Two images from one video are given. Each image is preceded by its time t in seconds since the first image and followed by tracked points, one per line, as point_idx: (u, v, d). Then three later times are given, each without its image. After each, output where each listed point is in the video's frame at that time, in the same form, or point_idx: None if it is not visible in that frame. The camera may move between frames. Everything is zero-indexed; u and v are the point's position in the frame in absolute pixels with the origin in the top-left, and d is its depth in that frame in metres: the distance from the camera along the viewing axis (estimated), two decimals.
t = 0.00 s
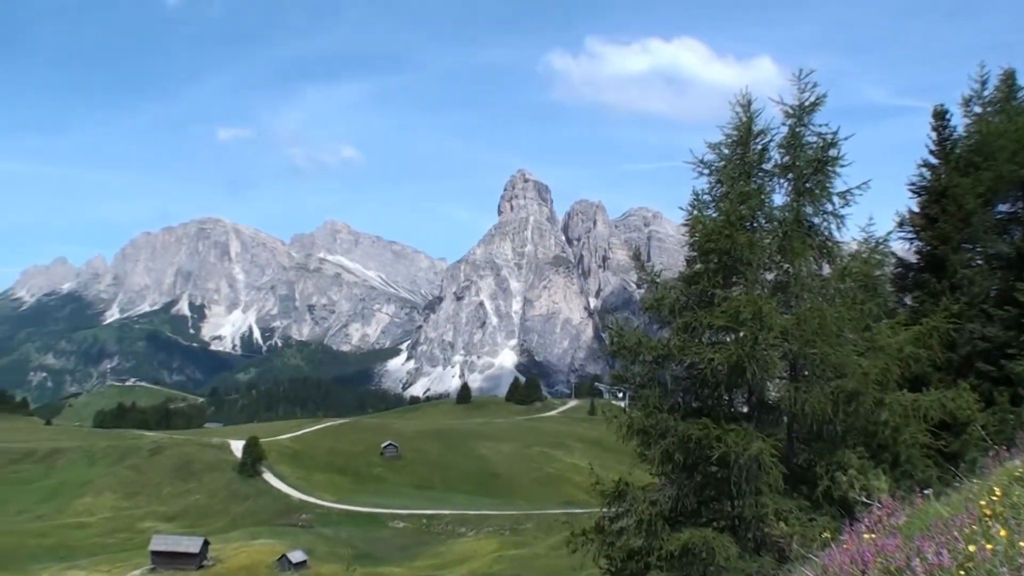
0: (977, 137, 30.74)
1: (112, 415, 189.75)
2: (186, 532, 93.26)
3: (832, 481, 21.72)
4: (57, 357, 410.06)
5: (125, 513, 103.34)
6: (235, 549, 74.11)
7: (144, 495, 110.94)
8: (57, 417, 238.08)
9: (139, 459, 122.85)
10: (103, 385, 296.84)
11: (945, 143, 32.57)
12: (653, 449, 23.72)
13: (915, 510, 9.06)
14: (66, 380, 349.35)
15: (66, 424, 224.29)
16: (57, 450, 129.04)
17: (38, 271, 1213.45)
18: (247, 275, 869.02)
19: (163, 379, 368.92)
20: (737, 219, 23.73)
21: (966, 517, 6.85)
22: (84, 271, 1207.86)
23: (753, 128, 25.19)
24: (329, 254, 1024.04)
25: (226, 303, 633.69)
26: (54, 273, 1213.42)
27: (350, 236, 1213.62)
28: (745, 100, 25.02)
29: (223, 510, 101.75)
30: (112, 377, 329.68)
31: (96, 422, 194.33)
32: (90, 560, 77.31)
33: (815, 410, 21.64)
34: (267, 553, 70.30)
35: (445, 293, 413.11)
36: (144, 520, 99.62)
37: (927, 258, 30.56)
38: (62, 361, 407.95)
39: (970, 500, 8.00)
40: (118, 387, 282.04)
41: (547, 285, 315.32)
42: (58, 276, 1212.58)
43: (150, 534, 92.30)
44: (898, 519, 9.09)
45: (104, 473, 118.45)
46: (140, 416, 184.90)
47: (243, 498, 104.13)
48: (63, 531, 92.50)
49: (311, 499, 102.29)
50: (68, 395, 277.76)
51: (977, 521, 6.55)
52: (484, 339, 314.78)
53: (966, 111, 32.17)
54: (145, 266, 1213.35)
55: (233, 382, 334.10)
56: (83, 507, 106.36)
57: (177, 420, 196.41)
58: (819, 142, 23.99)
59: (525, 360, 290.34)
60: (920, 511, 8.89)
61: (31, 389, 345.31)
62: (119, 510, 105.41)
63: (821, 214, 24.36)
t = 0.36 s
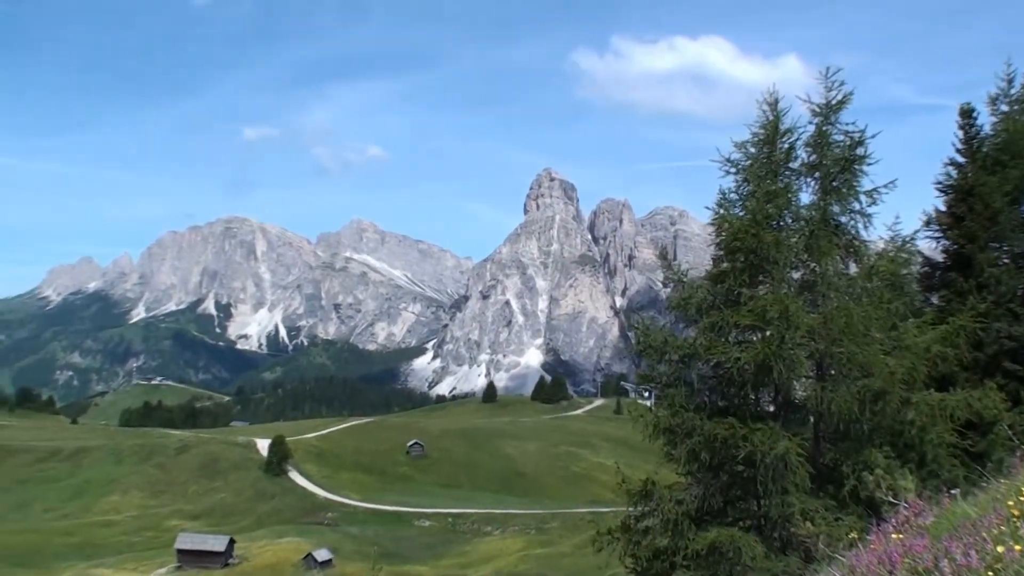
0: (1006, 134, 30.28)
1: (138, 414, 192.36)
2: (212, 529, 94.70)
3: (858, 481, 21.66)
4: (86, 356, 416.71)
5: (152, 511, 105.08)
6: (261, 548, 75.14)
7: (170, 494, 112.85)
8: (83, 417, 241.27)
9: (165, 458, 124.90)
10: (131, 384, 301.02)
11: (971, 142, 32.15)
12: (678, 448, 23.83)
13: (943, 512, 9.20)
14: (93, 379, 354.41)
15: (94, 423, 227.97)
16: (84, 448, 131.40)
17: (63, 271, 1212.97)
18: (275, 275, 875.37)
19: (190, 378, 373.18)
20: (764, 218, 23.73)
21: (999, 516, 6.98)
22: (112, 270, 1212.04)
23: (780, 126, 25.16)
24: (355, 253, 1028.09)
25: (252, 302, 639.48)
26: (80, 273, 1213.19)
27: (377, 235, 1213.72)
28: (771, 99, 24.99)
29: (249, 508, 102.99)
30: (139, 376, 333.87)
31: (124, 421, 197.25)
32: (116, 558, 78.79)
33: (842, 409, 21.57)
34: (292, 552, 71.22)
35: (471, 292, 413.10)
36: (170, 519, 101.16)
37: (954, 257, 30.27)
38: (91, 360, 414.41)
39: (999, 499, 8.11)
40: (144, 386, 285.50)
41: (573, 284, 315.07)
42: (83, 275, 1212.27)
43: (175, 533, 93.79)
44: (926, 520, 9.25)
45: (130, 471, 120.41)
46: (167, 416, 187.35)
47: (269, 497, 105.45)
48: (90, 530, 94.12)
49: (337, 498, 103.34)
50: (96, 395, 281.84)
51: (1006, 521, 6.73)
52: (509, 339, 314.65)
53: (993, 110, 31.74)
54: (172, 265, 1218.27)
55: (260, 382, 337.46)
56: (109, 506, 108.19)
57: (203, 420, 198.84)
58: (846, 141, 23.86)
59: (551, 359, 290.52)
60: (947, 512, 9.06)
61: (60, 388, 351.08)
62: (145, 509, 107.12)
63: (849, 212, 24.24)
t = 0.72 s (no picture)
0: None
1: (163, 409, 194.97)
2: (237, 523, 96.05)
3: (883, 471, 21.64)
4: (112, 352, 422.62)
5: (176, 505, 106.76)
6: (285, 541, 76.03)
7: (194, 488, 114.59)
8: (108, 411, 244.94)
9: (189, 452, 126.75)
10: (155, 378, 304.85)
11: (993, 129, 31.71)
12: (702, 439, 23.91)
13: (967, 500, 9.38)
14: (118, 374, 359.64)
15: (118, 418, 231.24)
16: (108, 444, 133.51)
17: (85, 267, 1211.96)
18: (298, 269, 879.86)
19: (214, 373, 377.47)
20: (786, 207, 23.68)
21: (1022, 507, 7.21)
22: (134, 266, 1212.33)
23: (801, 115, 25.04)
24: (377, 246, 1030.67)
25: (276, 296, 644.02)
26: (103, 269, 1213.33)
27: (399, 228, 1213.27)
28: (793, 87, 24.83)
29: (273, 502, 104.27)
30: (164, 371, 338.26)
31: (148, 416, 199.89)
32: (141, 551, 80.15)
33: (866, 398, 21.50)
34: (317, 545, 71.98)
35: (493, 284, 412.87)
36: (195, 513, 102.72)
37: (977, 246, 29.95)
38: (117, 356, 420.19)
39: (1023, 489, 8.28)
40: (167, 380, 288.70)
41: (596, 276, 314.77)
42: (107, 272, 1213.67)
43: (199, 527, 95.17)
44: (952, 509, 9.43)
45: (154, 466, 122.36)
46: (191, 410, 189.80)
47: (294, 490, 106.62)
48: (115, 524, 95.84)
49: (362, 491, 104.35)
50: (121, 389, 285.96)
51: None
52: (532, 330, 314.21)
53: (1017, 95, 31.30)
54: (194, 260, 1213.94)
55: (283, 376, 340.46)
56: (134, 500, 110.17)
57: (227, 415, 201.18)
58: (868, 129, 23.70)
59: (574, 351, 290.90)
60: (972, 501, 9.24)
61: (87, 383, 357.05)
62: (170, 502, 108.94)
63: (871, 202, 24.11)
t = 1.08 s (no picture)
0: None
1: (193, 400, 198.00)
2: (267, 513, 97.67)
3: (913, 462, 21.62)
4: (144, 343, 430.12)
5: (205, 496, 108.80)
6: (314, 532, 77.15)
7: (223, 479, 116.66)
8: (138, 402, 249.41)
9: (218, 443, 129.02)
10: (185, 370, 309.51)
11: None
12: (732, 431, 23.97)
13: (1000, 494, 9.70)
14: (148, 365, 365.79)
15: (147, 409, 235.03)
16: (137, 435, 136.12)
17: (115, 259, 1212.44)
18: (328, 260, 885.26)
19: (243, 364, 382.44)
20: (815, 198, 23.59)
21: None
22: (163, 258, 1211.99)
23: (831, 105, 24.89)
24: (406, 238, 1034.36)
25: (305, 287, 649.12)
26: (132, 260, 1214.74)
27: (428, 219, 1213.08)
28: (823, 78, 24.70)
29: (302, 493, 105.84)
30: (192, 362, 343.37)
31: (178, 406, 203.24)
32: (170, 542, 81.87)
33: (896, 390, 21.44)
34: (346, 536, 72.93)
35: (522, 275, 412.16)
36: (224, 503, 104.59)
37: (1008, 237, 29.53)
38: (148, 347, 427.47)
39: None
40: (196, 372, 292.87)
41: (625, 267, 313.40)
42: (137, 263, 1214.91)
43: (228, 517, 96.93)
44: (985, 502, 9.78)
45: (183, 457, 124.73)
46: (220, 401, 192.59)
47: (323, 481, 108.05)
48: (144, 515, 97.97)
49: (391, 482, 105.50)
50: (150, 380, 290.82)
51: None
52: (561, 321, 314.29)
53: None
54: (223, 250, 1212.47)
55: (312, 367, 344.09)
56: (163, 490, 112.52)
57: (256, 406, 204.00)
58: (897, 120, 23.52)
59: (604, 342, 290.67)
60: (1004, 495, 9.61)
61: (117, 373, 363.59)
62: (199, 493, 111.07)
63: (900, 192, 23.90)
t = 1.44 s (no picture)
0: None
1: (217, 394, 200.39)
2: (291, 508, 98.91)
3: (937, 459, 21.60)
4: (170, 338, 435.93)
5: (229, 491, 110.45)
6: (337, 527, 77.97)
7: (247, 473, 118.35)
8: (162, 397, 252.94)
9: (242, 438, 130.84)
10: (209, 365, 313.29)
11: None
12: (755, 426, 23.96)
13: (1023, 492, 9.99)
14: (172, 360, 370.69)
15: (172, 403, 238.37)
16: (161, 429, 138.32)
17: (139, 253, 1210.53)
18: (352, 255, 889.45)
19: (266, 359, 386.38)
20: (841, 193, 23.51)
21: None
22: (188, 252, 1211.50)
23: (856, 100, 24.80)
24: (431, 234, 1037.20)
25: (330, 282, 653.25)
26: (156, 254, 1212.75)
27: (452, 214, 1213.04)
28: (847, 73, 24.61)
29: (326, 488, 106.98)
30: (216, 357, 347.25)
31: (202, 401, 205.86)
32: (194, 536, 83.19)
33: (920, 386, 21.39)
34: (369, 531, 73.61)
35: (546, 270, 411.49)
36: (248, 498, 106.07)
37: None
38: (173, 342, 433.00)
39: None
40: (219, 367, 296.58)
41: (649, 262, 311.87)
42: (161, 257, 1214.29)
43: (252, 511, 98.31)
44: (1009, 498, 10.08)
45: (207, 451, 126.65)
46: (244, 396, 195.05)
47: (347, 476, 109.10)
48: (168, 509, 99.67)
49: (415, 476, 106.33)
50: (174, 374, 294.61)
51: None
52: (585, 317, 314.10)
53: None
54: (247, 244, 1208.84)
55: (336, 362, 346.94)
56: (186, 485, 114.33)
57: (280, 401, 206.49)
58: (923, 114, 23.38)
59: (628, 337, 290.52)
60: None
61: (142, 367, 368.82)
62: (223, 487, 112.77)
63: (925, 187, 23.73)
